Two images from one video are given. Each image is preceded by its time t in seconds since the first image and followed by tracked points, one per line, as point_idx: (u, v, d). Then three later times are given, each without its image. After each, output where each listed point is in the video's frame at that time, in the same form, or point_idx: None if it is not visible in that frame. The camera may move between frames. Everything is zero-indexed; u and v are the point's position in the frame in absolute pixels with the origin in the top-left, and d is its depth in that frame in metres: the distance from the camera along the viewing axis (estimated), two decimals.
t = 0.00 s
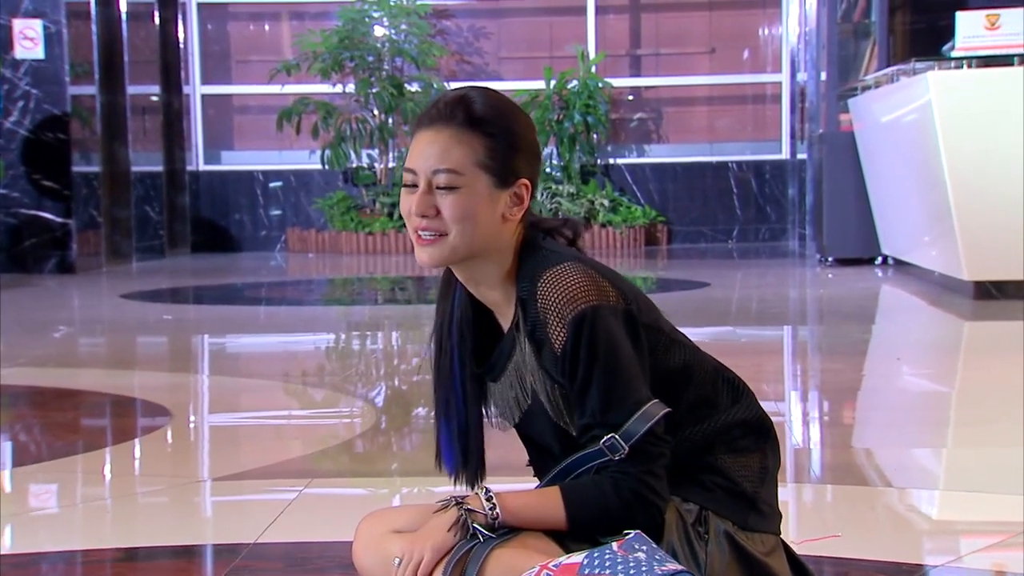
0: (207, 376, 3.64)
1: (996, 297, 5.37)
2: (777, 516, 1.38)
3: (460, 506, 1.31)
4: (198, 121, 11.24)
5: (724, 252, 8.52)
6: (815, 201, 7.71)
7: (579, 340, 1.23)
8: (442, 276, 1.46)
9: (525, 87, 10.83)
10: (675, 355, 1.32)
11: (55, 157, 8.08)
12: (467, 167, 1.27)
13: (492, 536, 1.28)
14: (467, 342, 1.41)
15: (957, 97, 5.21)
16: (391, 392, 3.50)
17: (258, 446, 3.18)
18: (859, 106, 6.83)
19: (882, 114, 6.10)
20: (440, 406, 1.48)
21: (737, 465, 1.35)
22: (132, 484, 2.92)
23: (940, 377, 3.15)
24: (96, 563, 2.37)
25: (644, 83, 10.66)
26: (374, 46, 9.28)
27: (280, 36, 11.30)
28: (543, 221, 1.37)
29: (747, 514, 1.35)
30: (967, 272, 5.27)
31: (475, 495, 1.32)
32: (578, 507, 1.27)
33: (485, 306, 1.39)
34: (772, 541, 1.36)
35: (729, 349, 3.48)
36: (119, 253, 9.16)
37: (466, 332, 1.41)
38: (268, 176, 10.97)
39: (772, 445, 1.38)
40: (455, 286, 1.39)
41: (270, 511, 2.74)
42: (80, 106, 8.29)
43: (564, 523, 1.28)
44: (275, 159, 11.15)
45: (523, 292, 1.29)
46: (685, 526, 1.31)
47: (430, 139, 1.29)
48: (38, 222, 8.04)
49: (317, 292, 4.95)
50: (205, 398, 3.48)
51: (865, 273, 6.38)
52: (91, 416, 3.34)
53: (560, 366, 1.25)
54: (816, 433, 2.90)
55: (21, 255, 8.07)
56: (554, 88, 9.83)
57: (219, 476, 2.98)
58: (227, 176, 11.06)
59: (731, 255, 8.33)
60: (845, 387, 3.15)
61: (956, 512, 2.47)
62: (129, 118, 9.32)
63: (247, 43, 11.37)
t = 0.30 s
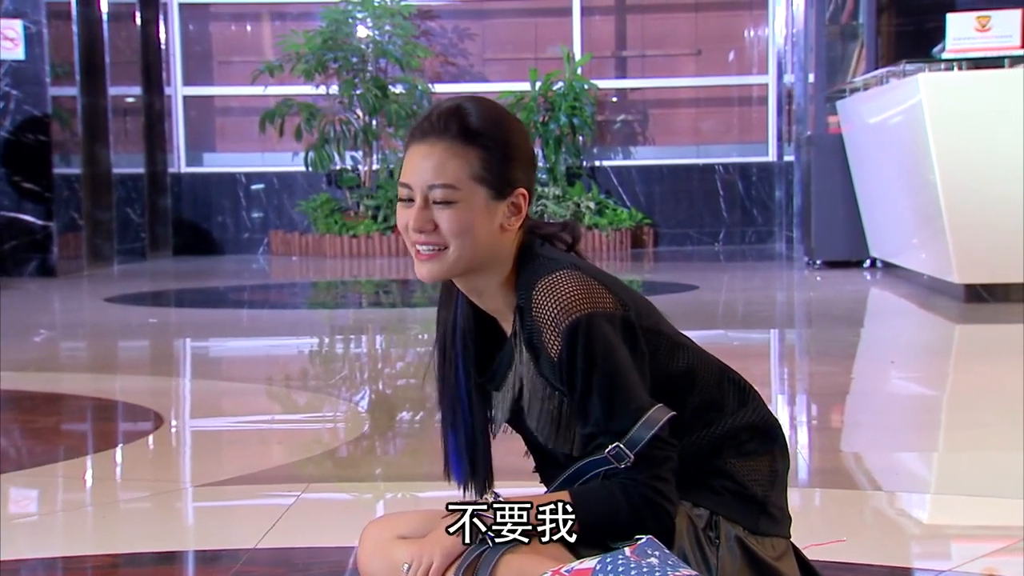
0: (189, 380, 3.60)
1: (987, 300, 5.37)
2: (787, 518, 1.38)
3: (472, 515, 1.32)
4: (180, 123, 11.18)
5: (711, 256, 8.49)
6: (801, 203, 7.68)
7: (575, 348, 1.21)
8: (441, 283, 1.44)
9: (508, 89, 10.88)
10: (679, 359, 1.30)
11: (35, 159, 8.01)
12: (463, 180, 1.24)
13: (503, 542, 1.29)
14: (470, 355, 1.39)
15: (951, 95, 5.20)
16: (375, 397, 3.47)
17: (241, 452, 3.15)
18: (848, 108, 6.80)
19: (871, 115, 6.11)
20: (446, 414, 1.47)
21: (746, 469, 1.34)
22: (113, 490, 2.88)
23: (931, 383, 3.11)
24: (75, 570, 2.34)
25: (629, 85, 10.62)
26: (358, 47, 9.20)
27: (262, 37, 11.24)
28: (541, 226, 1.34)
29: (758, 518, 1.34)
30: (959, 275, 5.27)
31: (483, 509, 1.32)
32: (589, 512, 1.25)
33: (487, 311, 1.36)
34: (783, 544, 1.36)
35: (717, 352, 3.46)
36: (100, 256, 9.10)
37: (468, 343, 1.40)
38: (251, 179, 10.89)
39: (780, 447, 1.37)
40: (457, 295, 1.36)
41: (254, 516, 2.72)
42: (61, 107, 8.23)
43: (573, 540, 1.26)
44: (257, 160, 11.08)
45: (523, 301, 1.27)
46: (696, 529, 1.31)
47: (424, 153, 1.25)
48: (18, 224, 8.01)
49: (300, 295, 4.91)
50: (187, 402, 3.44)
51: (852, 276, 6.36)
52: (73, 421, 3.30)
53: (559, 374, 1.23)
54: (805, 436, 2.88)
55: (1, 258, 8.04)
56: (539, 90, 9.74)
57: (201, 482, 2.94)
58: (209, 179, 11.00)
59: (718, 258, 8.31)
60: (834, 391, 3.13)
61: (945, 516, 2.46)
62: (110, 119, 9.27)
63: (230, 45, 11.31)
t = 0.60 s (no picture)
0: (170, 383, 3.57)
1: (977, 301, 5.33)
2: (797, 519, 1.36)
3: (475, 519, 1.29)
4: (161, 124, 11.08)
5: (697, 257, 8.45)
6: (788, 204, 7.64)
7: (571, 354, 1.18)
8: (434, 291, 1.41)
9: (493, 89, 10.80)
10: (679, 360, 1.28)
11: (15, 159, 7.94)
12: (450, 200, 1.21)
13: (511, 545, 1.26)
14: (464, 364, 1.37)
15: (939, 95, 5.19)
16: (359, 399, 3.44)
17: (222, 455, 3.11)
18: (835, 109, 6.77)
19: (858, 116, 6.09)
20: (439, 425, 1.44)
21: (753, 469, 1.32)
22: (93, 494, 2.84)
23: (919, 385, 3.10)
24: (56, 575, 2.31)
25: (615, 85, 10.71)
26: (342, 47, 9.08)
27: (244, 36, 11.12)
28: (536, 230, 1.31)
29: (767, 519, 1.32)
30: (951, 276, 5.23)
31: (483, 509, 1.30)
32: (598, 515, 1.22)
33: (485, 320, 1.33)
34: (794, 543, 1.34)
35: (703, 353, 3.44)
36: (81, 258, 9.02)
37: (464, 352, 1.37)
38: (234, 180, 10.81)
39: (787, 447, 1.35)
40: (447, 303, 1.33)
41: (237, 519, 2.69)
42: (41, 107, 8.18)
43: (572, 540, 1.24)
44: (239, 161, 10.98)
45: (517, 309, 1.24)
46: (706, 531, 1.29)
47: (407, 171, 1.22)
48: None
49: (282, 298, 4.85)
50: (169, 405, 3.41)
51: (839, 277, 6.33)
52: (54, 424, 3.27)
53: (558, 380, 1.20)
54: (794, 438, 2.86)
55: None
56: (524, 91, 9.73)
57: (183, 486, 2.91)
58: (190, 180, 10.91)
59: (704, 258, 8.30)
60: (822, 393, 3.11)
61: (938, 518, 2.44)
62: (90, 119, 9.21)
63: (212, 44, 11.21)
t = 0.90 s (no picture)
0: (150, 384, 3.54)
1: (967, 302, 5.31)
2: (806, 520, 1.35)
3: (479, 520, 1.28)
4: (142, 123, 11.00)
5: (685, 258, 8.40)
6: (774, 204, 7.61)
7: (581, 355, 1.16)
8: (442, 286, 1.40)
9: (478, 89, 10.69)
10: (690, 360, 1.27)
11: None
12: (457, 210, 1.20)
13: (523, 546, 1.24)
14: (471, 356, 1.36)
15: (927, 98, 5.09)
16: (342, 401, 3.42)
17: (203, 458, 3.08)
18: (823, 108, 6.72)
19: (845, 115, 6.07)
20: (447, 419, 1.43)
21: (764, 470, 1.31)
22: (74, 497, 2.81)
23: (907, 385, 3.09)
24: None
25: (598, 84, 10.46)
26: (324, 44, 8.99)
27: (225, 34, 11.00)
28: (544, 224, 1.31)
29: (778, 521, 1.30)
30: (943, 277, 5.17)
31: (484, 509, 1.29)
32: (608, 517, 1.21)
33: (494, 317, 1.32)
34: (803, 545, 1.33)
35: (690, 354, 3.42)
36: (62, 258, 8.95)
37: (473, 347, 1.36)
38: (215, 179, 10.73)
39: (797, 447, 1.35)
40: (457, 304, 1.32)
41: (219, 522, 2.66)
42: (21, 106, 8.12)
43: (571, 541, 1.22)
44: (219, 161, 10.91)
45: (528, 309, 1.23)
46: (717, 532, 1.27)
47: (410, 182, 1.21)
48: None
49: (266, 299, 4.81)
50: (149, 408, 3.37)
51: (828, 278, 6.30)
52: (34, 427, 3.23)
53: (568, 381, 1.19)
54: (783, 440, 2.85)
55: None
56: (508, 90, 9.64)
57: (163, 489, 2.87)
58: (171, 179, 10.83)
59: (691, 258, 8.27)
60: (810, 393, 3.10)
61: (928, 520, 2.42)
62: (71, 117, 9.15)
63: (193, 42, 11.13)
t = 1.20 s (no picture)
0: (129, 385, 3.50)
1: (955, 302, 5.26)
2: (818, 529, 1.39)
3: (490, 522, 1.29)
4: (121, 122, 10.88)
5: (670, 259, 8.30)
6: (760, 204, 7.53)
7: (597, 351, 1.21)
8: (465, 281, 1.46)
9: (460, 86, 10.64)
10: (708, 361, 1.31)
11: None
12: (487, 195, 1.23)
13: (533, 548, 1.26)
14: (492, 346, 1.41)
15: (918, 100, 5.03)
16: (324, 401, 3.39)
17: (183, 460, 3.05)
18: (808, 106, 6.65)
19: (831, 113, 6.03)
20: (468, 412, 1.49)
21: (779, 476, 1.34)
22: (52, 500, 2.77)
23: (889, 386, 3.07)
24: None
25: (583, 83, 10.60)
26: (305, 43, 8.88)
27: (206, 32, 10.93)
28: (568, 217, 1.34)
29: (789, 527, 1.34)
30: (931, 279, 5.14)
31: (483, 510, 1.32)
32: (618, 520, 1.23)
33: (515, 310, 1.36)
34: (815, 554, 1.37)
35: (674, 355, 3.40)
36: (39, 259, 8.85)
37: (493, 339, 1.42)
38: (195, 179, 10.61)
39: (813, 454, 1.39)
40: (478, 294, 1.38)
41: (195, 527, 2.62)
42: None
43: (570, 540, 1.24)
44: (198, 160, 10.77)
45: (547, 300, 1.27)
46: (727, 537, 1.31)
47: (441, 163, 1.25)
48: None
49: (244, 299, 4.80)
50: (128, 409, 3.34)
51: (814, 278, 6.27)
52: (11, 430, 3.19)
53: (582, 375, 1.23)
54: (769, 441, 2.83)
55: None
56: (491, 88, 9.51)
57: (142, 492, 2.84)
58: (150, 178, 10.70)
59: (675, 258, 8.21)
60: (796, 394, 3.08)
61: (916, 521, 2.40)
62: (49, 116, 9.05)
63: (172, 40, 11.01)
